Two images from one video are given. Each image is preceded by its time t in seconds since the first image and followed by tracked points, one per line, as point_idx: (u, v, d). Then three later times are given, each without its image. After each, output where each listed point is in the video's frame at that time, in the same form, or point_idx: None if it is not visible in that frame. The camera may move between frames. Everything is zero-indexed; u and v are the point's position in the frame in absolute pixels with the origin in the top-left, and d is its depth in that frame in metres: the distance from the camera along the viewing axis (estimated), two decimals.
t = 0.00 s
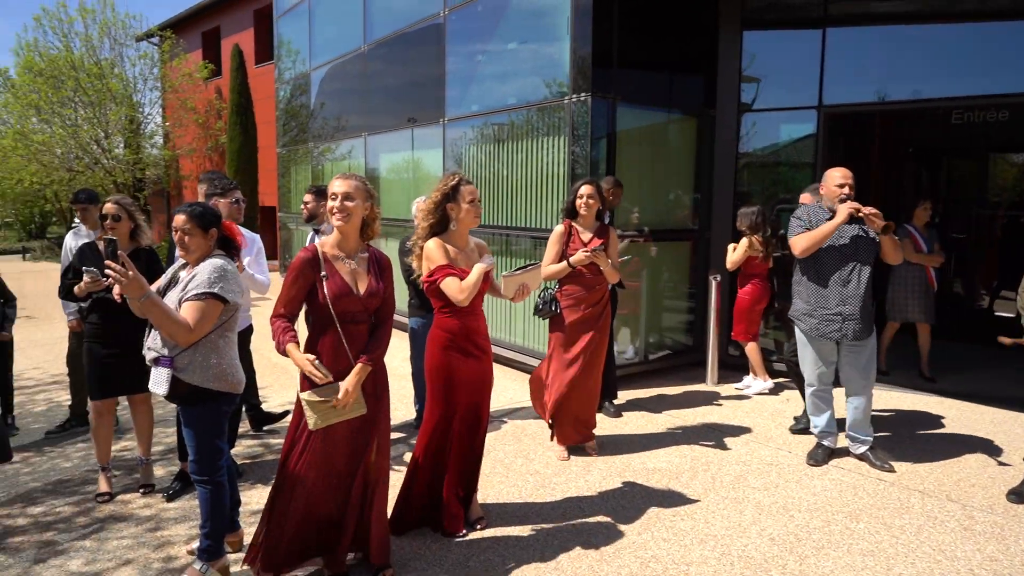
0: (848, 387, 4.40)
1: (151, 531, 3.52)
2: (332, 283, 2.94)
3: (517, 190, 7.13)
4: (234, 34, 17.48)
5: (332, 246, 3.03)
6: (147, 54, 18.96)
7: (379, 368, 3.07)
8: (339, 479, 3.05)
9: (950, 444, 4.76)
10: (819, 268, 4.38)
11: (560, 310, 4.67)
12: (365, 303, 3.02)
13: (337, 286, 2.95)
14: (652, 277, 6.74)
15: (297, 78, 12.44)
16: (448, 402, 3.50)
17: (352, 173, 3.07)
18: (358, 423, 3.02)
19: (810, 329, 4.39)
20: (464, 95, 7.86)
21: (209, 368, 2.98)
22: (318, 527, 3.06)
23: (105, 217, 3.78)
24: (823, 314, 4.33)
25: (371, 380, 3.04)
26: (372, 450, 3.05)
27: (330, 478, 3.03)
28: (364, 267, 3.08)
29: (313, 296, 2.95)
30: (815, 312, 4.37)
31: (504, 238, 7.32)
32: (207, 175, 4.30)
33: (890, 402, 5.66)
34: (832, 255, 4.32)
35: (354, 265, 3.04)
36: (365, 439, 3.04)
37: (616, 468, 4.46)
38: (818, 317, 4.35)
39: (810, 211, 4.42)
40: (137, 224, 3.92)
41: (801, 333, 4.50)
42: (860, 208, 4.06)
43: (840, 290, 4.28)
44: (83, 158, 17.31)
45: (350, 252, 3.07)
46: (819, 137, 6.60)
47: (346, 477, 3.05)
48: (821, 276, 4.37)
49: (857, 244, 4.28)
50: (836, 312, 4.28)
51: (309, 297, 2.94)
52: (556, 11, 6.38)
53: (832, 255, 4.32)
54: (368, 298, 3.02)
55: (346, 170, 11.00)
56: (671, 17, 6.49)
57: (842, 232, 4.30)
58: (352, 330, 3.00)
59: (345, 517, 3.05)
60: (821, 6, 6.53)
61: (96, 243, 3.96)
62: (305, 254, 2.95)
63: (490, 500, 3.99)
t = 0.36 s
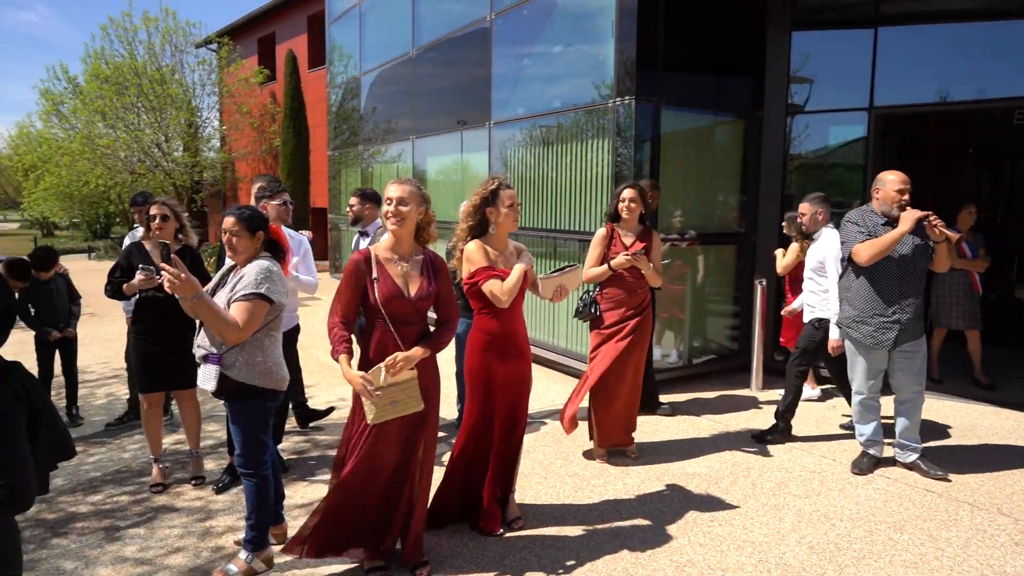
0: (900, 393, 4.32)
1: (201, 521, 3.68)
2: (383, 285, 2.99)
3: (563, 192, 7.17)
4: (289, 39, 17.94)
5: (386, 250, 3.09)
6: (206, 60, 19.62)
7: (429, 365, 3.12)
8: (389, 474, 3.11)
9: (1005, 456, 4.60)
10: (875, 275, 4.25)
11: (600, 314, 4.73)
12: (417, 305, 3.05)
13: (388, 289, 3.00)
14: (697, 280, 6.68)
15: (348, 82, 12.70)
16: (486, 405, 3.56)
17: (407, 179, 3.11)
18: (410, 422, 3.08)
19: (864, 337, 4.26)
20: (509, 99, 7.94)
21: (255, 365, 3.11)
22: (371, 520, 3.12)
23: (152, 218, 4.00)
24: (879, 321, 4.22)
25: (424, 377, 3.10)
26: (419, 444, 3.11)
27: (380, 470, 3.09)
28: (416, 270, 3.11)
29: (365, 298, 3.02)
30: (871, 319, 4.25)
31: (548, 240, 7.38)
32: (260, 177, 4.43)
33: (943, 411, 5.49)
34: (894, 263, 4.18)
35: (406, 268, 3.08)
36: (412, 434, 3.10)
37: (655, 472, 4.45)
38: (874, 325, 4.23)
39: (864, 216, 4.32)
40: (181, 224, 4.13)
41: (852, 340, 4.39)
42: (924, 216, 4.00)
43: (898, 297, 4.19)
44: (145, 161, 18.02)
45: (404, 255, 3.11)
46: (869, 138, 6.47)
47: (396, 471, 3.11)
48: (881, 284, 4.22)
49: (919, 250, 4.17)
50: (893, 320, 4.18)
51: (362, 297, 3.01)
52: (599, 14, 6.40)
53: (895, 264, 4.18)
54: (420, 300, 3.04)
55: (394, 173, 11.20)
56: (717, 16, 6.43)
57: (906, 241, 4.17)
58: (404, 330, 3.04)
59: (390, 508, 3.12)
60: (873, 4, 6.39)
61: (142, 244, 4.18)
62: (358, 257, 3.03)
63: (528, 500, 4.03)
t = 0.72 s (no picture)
0: (944, 400, 4.22)
1: (237, 513, 3.80)
2: (418, 288, 3.05)
3: (597, 193, 7.18)
4: (331, 42, 18.25)
5: (428, 255, 3.13)
6: (251, 63, 20.09)
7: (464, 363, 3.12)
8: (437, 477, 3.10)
9: None
10: (927, 279, 4.14)
11: (631, 316, 4.72)
12: (452, 309, 3.08)
13: (424, 291, 3.04)
14: (733, 282, 6.62)
15: (388, 84, 12.86)
16: (515, 405, 3.60)
17: (454, 187, 3.15)
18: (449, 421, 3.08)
19: (914, 343, 4.14)
20: (545, 100, 7.98)
21: (288, 362, 3.20)
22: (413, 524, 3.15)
23: (186, 220, 4.16)
24: (930, 327, 4.11)
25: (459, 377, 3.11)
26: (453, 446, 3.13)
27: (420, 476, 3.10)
28: (455, 276, 3.12)
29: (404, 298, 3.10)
30: (920, 325, 4.13)
31: (583, 241, 7.39)
32: (302, 179, 4.53)
33: (986, 419, 5.35)
34: (948, 269, 4.11)
35: (445, 274, 3.10)
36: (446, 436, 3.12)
37: (684, 475, 4.43)
38: (925, 330, 4.11)
39: (914, 218, 4.23)
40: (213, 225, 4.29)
41: (895, 347, 4.29)
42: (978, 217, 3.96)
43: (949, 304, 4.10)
44: (191, 162, 18.55)
45: (446, 261, 3.13)
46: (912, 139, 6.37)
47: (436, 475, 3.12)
48: (934, 287, 4.12)
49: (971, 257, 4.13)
50: (943, 327, 4.10)
51: (399, 298, 3.09)
52: (634, 15, 6.40)
53: (948, 270, 4.11)
54: (453, 305, 3.07)
55: (432, 174, 11.32)
56: (755, 16, 6.37)
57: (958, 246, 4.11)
58: (439, 333, 3.09)
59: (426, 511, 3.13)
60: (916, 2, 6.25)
61: (178, 246, 4.35)
62: (399, 258, 3.11)
63: (556, 500, 4.06)
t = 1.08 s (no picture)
0: (992, 408, 4.11)
1: (269, 507, 3.89)
2: (448, 282, 3.08)
3: (631, 194, 7.14)
4: (370, 44, 18.52)
5: (460, 250, 3.16)
6: (292, 65, 20.47)
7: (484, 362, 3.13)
8: (460, 477, 3.13)
9: None
10: (982, 281, 4.02)
11: (660, 317, 4.68)
12: (478, 305, 3.09)
13: (452, 286, 3.07)
14: (770, 284, 6.53)
15: (425, 85, 12.98)
16: (541, 404, 3.61)
17: (489, 185, 3.19)
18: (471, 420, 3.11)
19: (971, 347, 4.00)
20: (579, 101, 7.98)
21: (316, 360, 3.26)
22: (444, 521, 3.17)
23: (217, 219, 4.28)
24: (987, 330, 3.98)
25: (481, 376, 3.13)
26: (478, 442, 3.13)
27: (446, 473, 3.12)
28: (485, 273, 3.14)
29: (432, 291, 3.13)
30: (978, 328, 3.99)
31: (616, 242, 7.36)
32: (334, 181, 4.60)
33: None
34: (1003, 271, 4.00)
35: (475, 270, 3.13)
36: (471, 433, 3.12)
37: (714, 479, 4.38)
38: (983, 333, 3.98)
39: (965, 219, 4.09)
40: (244, 225, 4.41)
41: (948, 350, 4.15)
42: None
43: (1004, 306, 3.98)
44: (234, 163, 18.98)
45: (477, 258, 3.16)
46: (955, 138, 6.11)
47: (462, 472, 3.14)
48: (990, 289, 3.99)
49: None
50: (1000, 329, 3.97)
51: (428, 291, 3.14)
52: (668, 14, 6.35)
53: (1003, 271, 3.99)
54: (480, 302, 3.09)
55: (466, 174, 11.42)
56: (792, 15, 6.26)
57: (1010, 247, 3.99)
58: (464, 328, 3.11)
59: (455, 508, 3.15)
60: None
61: (211, 246, 4.48)
62: (432, 252, 3.16)
63: (582, 501, 4.06)
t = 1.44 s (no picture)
0: None
1: (300, 501, 3.97)
2: (468, 286, 3.11)
3: (666, 194, 7.08)
4: (412, 45, 18.82)
5: (482, 255, 3.18)
6: (335, 68, 20.85)
7: (502, 368, 3.14)
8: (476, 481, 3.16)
9: None
10: None
11: (692, 319, 4.62)
12: (498, 310, 3.10)
13: (471, 291, 3.10)
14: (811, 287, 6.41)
15: (463, 86, 13.06)
16: (567, 404, 3.60)
17: (513, 191, 3.17)
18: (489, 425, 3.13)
19: None
20: (615, 100, 7.93)
21: (344, 357, 3.32)
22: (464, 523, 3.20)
23: (251, 219, 4.40)
24: None
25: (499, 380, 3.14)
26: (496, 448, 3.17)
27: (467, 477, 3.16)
28: (505, 278, 3.15)
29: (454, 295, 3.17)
30: None
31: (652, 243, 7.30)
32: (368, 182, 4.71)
33: None
34: None
35: (496, 275, 3.14)
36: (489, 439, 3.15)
37: (744, 484, 4.31)
38: None
39: None
40: (277, 224, 4.52)
41: (1009, 356, 3.95)
42: None
43: None
44: (278, 163, 19.38)
45: (499, 263, 3.16)
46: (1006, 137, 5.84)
47: (481, 477, 3.17)
48: None
49: None
50: None
51: (450, 295, 3.18)
52: (705, 12, 6.26)
53: None
54: (499, 306, 3.10)
55: (504, 174, 11.44)
56: (834, 11, 6.11)
57: None
58: (484, 332, 3.13)
59: (474, 508, 3.20)
60: None
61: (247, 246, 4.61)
62: (454, 256, 3.19)
63: (609, 503, 4.04)
